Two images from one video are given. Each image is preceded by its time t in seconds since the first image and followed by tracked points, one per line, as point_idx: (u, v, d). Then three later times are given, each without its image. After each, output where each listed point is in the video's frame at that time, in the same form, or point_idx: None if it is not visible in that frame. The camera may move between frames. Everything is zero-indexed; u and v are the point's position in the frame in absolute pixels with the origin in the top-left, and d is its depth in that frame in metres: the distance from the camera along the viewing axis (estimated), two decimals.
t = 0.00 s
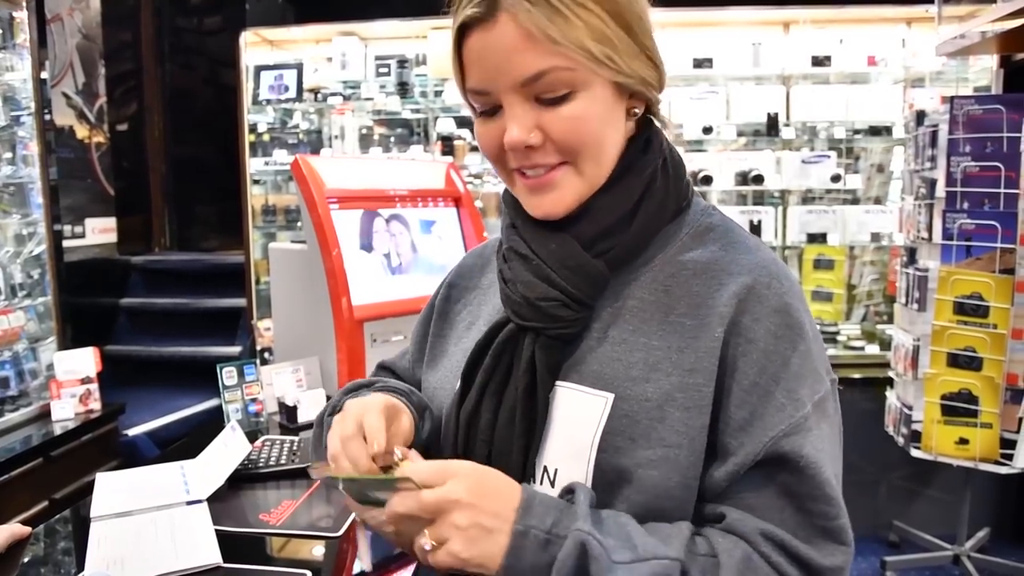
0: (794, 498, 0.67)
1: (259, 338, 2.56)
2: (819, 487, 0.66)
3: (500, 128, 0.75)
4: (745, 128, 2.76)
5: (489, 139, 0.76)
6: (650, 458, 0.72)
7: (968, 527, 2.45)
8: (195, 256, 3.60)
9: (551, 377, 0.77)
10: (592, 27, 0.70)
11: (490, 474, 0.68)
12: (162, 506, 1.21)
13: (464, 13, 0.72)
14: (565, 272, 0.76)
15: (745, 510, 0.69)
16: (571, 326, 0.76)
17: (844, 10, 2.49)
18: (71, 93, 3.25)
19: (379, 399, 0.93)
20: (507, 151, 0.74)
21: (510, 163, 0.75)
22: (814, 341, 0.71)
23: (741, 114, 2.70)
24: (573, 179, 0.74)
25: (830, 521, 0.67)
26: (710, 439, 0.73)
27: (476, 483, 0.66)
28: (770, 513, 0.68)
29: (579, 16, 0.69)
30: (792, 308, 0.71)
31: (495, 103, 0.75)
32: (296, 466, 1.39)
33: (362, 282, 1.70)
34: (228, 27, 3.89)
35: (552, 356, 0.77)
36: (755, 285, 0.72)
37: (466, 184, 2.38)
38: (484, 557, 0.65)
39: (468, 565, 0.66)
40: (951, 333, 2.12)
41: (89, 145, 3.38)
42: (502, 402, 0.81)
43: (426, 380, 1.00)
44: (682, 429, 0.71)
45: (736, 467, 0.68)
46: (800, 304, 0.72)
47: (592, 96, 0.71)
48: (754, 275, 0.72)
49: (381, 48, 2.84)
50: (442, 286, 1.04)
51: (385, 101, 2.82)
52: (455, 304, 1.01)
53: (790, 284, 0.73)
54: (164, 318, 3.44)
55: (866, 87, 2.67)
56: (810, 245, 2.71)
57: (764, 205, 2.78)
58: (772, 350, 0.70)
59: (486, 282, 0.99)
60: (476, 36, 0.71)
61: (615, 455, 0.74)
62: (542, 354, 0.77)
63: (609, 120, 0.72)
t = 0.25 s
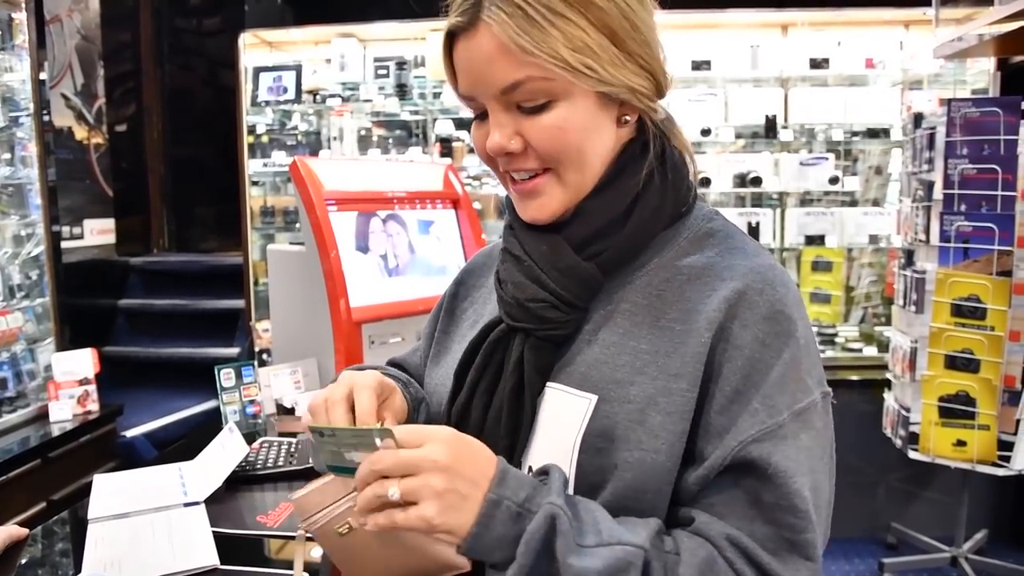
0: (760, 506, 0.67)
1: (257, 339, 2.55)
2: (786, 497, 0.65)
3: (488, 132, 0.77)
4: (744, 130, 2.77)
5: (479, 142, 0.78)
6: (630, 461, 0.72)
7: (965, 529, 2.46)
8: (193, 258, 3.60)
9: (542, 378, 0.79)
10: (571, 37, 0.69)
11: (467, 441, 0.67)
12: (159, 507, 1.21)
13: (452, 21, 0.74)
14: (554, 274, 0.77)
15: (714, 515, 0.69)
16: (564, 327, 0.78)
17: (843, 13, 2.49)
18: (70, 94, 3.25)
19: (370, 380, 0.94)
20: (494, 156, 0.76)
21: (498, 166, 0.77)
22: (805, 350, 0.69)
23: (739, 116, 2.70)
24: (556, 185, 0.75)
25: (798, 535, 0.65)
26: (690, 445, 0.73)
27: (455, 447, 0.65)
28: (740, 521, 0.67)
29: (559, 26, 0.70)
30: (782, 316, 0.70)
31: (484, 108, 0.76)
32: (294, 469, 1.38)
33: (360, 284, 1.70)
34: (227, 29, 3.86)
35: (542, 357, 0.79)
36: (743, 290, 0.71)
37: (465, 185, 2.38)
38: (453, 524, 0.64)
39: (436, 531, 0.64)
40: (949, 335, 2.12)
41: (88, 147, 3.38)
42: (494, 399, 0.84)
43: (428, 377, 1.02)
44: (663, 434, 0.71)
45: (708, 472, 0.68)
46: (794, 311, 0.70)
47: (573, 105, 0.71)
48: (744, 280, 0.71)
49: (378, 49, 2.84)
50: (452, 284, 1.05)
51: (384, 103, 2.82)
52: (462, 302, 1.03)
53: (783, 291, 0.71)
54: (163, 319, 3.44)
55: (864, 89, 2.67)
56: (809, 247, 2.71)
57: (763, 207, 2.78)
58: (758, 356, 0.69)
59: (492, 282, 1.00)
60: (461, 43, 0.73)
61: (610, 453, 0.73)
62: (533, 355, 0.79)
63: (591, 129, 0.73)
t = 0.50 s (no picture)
0: (749, 514, 0.66)
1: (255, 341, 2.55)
2: (775, 506, 0.65)
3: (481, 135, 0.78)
4: (741, 131, 2.77)
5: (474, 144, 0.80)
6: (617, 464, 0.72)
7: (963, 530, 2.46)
8: (192, 259, 3.60)
9: (534, 378, 0.80)
10: (558, 39, 0.70)
11: (456, 458, 0.67)
12: (156, 509, 1.21)
13: (444, 26, 0.76)
14: (545, 275, 0.78)
15: (702, 522, 0.68)
16: (556, 326, 0.79)
17: (840, 14, 2.50)
18: (67, 96, 3.25)
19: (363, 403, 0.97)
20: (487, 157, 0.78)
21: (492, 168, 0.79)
22: (797, 353, 0.68)
23: (737, 117, 2.71)
24: (547, 186, 0.76)
25: (787, 543, 0.65)
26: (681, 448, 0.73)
27: (443, 466, 0.65)
28: (728, 528, 0.67)
29: (546, 28, 0.70)
30: (773, 319, 0.69)
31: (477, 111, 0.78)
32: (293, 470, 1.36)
33: (359, 286, 1.70)
34: (224, 30, 3.90)
35: (534, 357, 0.80)
36: (734, 292, 0.70)
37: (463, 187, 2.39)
38: (438, 542, 0.65)
39: (421, 548, 0.65)
40: (946, 336, 2.12)
41: (86, 148, 3.37)
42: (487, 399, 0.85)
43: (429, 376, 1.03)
44: (653, 439, 0.71)
45: (696, 479, 0.68)
46: (787, 314, 0.70)
47: (561, 106, 0.72)
48: (735, 282, 0.71)
49: (376, 51, 2.84)
50: (456, 283, 1.06)
51: (382, 105, 2.81)
52: (465, 302, 1.04)
53: (776, 293, 0.70)
54: (161, 321, 3.44)
55: (862, 90, 2.67)
56: (806, 249, 2.71)
57: (761, 208, 2.78)
58: (748, 359, 0.68)
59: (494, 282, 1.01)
60: (453, 48, 0.75)
61: (605, 453, 0.73)
62: (524, 355, 0.80)
63: (581, 130, 0.73)
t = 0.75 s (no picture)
0: (747, 528, 0.67)
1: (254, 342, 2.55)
2: (773, 521, 0.65)
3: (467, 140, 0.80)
4: (739, 131, 2.77)
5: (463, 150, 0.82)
6: (602, 468, 0.73)
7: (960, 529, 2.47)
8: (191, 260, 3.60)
9: (519, 379, 0.81)
10: (531, 45, 0.72)
11: (449, 490, 0.70)
12: (156, 509, 1.21)
13: (426, 35, 0.78)
14: (528, 276, 0.79)
15: (697, 537, 0.68)
16: (539, 327, 0.80)
17: (838, 15, 2.50)
18: (66, 97, 3.25)
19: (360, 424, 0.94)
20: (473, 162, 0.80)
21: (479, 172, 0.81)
22: (774, 357, 0.68)
23: (736, 117, 2.71)
24: (530, 188, 0.77)
25: (785, 556, 0.66)
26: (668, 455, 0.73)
27: (434, 501, 0.68)
28: (724, 542, 0.68)
29: (519, 35, 0.72)
30: (755, 324, 0.69)
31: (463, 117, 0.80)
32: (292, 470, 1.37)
33: (358, 286, 1.70)
34: (222, 31, 3.96)
35: (518, 358, 0.81)
36: (718, 297, 0.70)
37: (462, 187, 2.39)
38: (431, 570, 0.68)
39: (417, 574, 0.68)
40: (943, 336, 2.13)
41: (85, 150, 3.37)
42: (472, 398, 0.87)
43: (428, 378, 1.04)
44: (636, 442, 0.71)
45: (689, 493, 0.67)
46: (768, 317, 0.70)
47: (539, 110, 0.73)
48: (720, 287, 0.71)
49: (374, 52, 2.85)
50: (459, 285, 1.07)
51: (381, 105, 2.81)
52: (464, 304, 1.04)
53: (760, 297, 0.70)
54: (160, 322, 3.45)
55: (861, 90, 2.67)
56: (805, 249, 2.71)
57: (759, 208, 2.78)
58: (732, 365, 0.68)
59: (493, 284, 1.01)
60: (434, 57, 0.77)
61: (588, 457, 0.74)
62: (508, 355, 0.82)
63: (560, 133, 0.74)
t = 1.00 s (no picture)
0: (712, 536, 0.67)
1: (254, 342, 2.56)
2: (736, 527, 0.65)
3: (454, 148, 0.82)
4: (738, 131, 2.77)
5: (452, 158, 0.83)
6: (579, 471, 0.73)
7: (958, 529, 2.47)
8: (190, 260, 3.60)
9: (507, 381, 0.83)
10: (509, 55, 0.73)
11: (422, 479, 0.74)
12: (157, 508, 1.21)
13: (410, 47, 0.80)
14: (514, 280, 0.80)
15: (666, 542, 0.69)
16: (525, 330, 0.81)
17: (838, 15, 2.51)
18: (65, 97, 3.25)
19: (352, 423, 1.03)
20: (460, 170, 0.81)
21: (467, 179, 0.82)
22: (756, 365, 0.68)
23: (734, 117, 2.71)
24: (514, 195, 0.78)
25: (748, 566, 0.65)
26: (645, 460, 0.73)
27: (411, 483, 0.72)
28: (690, 549, 0.67)
29: (497, 45, 0.73)
30: (735, 331, 0.69)
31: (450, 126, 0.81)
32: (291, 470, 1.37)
33: (358, 286, 1.70)
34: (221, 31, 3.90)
35: (506, 361, 0.83)
36: (698, 303, 0.71)
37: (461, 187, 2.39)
38: (394, 555, 0.69)
39: (379, 559, 0.69)
40: (942, 336, 2.13)
41: (83, 149, 3.37)
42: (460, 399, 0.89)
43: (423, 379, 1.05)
44: (613, 447, 0.71)
45: (659, 496, 0.68)
46: (749, 325, 0.70)
47: (519, 119, 0.74)
48: (701, 292, 0.71)
49: (374, 52, 2.85)
50: (459, 288, 1.08)
51: (380, 105, 2.81)
52: (461, 306, 1.05)
53: (744, 305, 0.70)
54: (158, 322, 3.45)
55: (859, 91, 2.68)
56: (803, 249, 2.72)
57: (758, 208, 2.79)
58: (710, 371, 0.68)
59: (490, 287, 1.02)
60: (418, 68, 0.79)
61: (565, 460, 0.74)
62: (496, 358, 0.83)
63: (541, 141, 0.75)
